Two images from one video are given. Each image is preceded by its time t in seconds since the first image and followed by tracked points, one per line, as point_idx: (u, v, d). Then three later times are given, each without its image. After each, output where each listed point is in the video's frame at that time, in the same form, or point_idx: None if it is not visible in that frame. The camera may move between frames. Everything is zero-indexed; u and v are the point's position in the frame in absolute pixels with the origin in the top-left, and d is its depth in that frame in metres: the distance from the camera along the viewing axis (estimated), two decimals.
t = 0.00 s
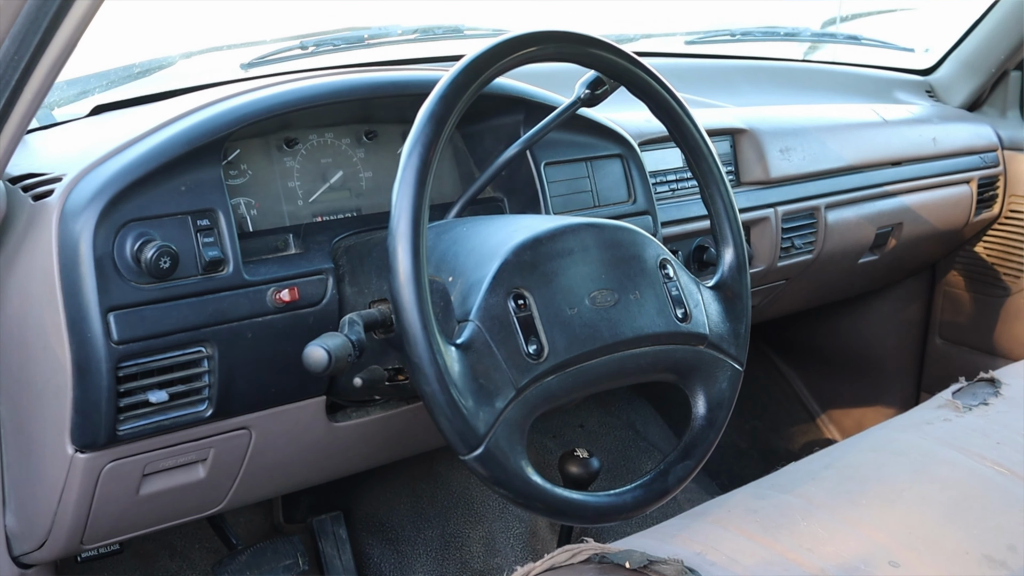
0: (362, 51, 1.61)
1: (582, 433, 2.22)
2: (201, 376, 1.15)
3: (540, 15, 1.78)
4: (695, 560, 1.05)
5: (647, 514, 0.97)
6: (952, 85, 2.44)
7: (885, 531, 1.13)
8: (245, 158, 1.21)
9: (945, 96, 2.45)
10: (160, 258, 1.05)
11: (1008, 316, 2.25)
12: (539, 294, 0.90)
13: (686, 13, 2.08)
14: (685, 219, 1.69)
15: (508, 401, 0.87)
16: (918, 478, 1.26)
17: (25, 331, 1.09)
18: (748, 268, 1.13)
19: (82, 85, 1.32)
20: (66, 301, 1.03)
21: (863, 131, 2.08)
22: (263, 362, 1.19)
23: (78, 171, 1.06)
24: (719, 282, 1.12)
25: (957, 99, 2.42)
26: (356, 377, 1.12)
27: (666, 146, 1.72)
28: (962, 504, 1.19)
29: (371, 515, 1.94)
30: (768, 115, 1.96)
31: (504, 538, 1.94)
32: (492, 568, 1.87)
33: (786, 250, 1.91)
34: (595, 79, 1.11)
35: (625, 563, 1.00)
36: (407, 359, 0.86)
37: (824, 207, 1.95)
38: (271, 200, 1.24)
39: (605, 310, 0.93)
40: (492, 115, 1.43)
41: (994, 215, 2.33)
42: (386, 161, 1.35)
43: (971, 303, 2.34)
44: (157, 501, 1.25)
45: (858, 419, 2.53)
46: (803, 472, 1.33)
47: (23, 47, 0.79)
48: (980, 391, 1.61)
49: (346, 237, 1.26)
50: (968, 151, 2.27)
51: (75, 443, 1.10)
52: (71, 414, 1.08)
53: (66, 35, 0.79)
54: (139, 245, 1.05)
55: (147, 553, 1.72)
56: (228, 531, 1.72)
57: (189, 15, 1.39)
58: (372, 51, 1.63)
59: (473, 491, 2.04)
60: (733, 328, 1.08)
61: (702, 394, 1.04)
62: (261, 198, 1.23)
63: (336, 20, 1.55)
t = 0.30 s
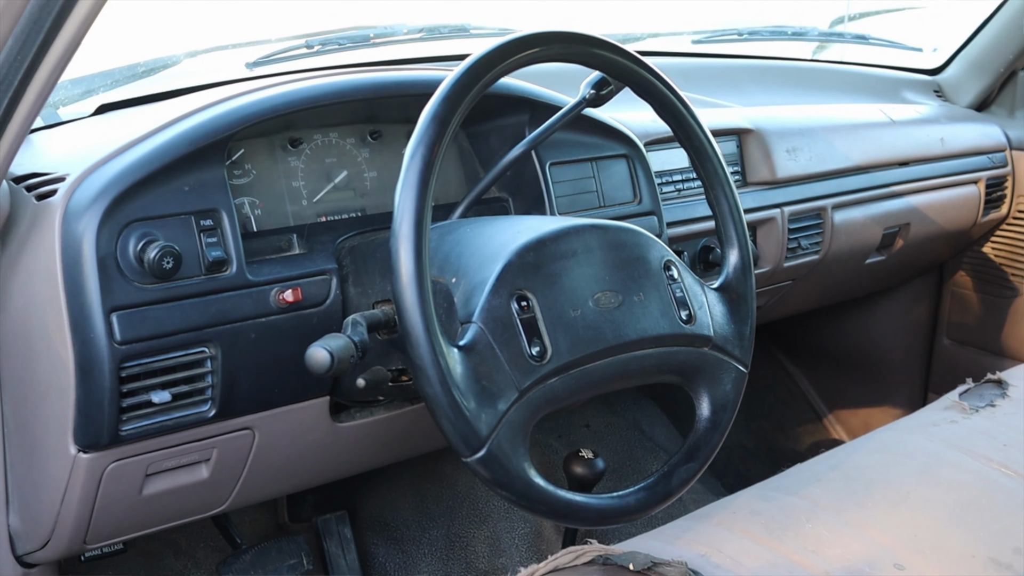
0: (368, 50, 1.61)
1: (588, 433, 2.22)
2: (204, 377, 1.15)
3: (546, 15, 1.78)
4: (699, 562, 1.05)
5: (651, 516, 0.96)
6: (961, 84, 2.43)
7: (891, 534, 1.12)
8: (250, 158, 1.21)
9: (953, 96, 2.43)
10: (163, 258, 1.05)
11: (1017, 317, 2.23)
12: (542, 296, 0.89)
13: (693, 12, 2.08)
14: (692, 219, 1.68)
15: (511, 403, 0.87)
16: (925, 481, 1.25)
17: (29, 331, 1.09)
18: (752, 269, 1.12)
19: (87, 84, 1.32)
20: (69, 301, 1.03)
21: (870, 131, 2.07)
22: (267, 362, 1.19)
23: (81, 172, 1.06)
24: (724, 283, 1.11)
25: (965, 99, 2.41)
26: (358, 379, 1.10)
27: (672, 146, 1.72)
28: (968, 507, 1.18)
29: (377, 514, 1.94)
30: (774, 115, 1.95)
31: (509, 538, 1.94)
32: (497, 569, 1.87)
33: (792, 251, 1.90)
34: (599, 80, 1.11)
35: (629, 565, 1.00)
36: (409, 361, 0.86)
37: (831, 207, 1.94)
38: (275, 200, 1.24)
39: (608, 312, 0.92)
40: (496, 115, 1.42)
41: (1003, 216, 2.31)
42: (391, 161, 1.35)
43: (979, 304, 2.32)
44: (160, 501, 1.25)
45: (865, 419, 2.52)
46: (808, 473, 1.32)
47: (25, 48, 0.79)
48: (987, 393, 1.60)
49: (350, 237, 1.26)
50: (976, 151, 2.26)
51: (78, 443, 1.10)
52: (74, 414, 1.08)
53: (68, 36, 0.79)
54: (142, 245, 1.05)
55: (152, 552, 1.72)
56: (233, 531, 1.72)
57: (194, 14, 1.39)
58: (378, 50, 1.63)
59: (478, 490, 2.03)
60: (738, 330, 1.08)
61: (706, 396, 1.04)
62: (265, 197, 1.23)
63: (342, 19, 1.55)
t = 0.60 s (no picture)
0: (373, 48, 1.61)
1: (593, 432, 2.21)
2: (207, 376, 1.15)
3: (552, 13, 1.78)
4: (702, 563, 1.04)
5: (653, 517, 0.96)
6: (968, 83, 2.42)
7: (895, 535, 1.12)
8: (253, 157, 1.21)
9: (961, 95, 2.42)
10: (165, 258, 1.05)
11: None
12: (545, 296, 0.89)
13: (700, 10, 2.07)
14: (696, 218, 1.68)
15: (513, 404, 0.87)
16: (930, 482, 1.24)
17: (32, 329, 1.09)
18: (757, 270, 1.11)
19: (91, 82, 1.32)
20: (72, 300, 1.03)
21: (877, 130, 2.06)
22: (269, 361, 1.19)
23: (84, 171, 1.06)
24: (728, 284, 1.11)
25: (973, 98, 2.40)
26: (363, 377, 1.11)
27: (678, 144, 1.71)
28: (974, 508, 1.18)
29: (381, 513, 1.94)
30: (780, 114, 1.94)
31: (513, 538, 1.94)
32: (501, 568, 1.87)
33: (798, 250, 1.89)
34: (604, 79, 1.11)
35: (633, 566, 0.99)
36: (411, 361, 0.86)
37: (837, 207, 1.94)
38: (279, 198, 1.24)
39: (612, 313, 0.92)
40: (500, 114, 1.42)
41: (1010, 215, 2.31)
42: (394, 159, 1.35)
43: (986, 303, 2.30)
44: (163, 500, 1.25)
45: (872, 418, 2.51)
46: (813, 474, 1.32)
47: (28, 46, 0.79)
48: (994, 393, 1.59)
49: (354, 236, 1.25)
50: (983, 151, 2.25)
51: (80, 442, 1.10)
52: (76, 413, 1.08)
53: (71, 34, 0.79)
54: (144, 244, 1.05)
55: (157, 550, 1.72)
56: (236, 529, 1.72)
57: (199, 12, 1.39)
58: (383, 48, 1.63)
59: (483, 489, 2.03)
60: (742, 330, 1.07)
61: (710, 397, 1.04)
62: (269, 196, 1.23)
63: (346, 17, 1.55)
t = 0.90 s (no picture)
0: (378, 45, 1.60)
1: (598, 430, 2.21)
2: (209, 374, 1.15)
3: (557, 11, 1.77)
4: (704, 563, 1.04)
5: (655, 517, 0.96)
6: (976, 81, 2.40)
7: (899, 535, 1.11)
8: (257, 155, 1.21)
9: (968, 92, 2.40)
10: (166, 256, 1.05)
11: None
12: (546, 296, 0.89)
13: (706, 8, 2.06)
14: (701, 216, 1.67)
15: (514, 403, 0.86)
16: (934, 482, 1.24)
17: (34, 327, 1.09)
18: (760, 270, 1.11)
19: (94, 79, 1.32)
20: (73, 299, 1.03)
21: (883, 128, 2.05)
22: (271, 359, 1.19)
23: (85, 168, 1.06)
24: (731, 284, 1.10)
25: (980, 96, 2.38)
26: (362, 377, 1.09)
27: (683, 143, 1.71)
28: (978, 508, 1.17)
29: (385, 510, 1.94)
30: (786, 112, 1.93)
31: (518, 536, 1.94)
32: (505, 566, 1.86)
33: (804, 249, 1.89)
34: (608, 77, 1.10)
35: (635, 565, 0.99)
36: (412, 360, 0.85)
37: (843, 205, 1.93)
38: (282, 197, 1.24)
39: (614, 312, 0.91)
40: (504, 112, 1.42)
41: (1018, 214, 2.30)
42: (398, 157, 1.34)
43: (993, 302, 2.30)
44: (164, 498, 1.25)
45: (878, 417, 2.50)
46: (817, 474, 1.31)
47: (30, 44, 0.79)
48: (1000, 393, 1.58)
49: (356, 234, 1.25)
50: (991, 149, 2.24)
51: (82, 440, 1.10)
52: (78, 411, 1.08)
53: (71, 33, 0.79)
54: (146, 242, 1.05)
55: (161, 547, 1.72)
56: (240, 526, 1.72)
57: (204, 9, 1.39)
58: (388, 46, 1.62)
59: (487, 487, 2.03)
60: (745, 330, 1.07)
61: (713, 397, 1.03)
62: (271, 194, 1.23)
63: (351, 15, 1.55)
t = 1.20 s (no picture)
0: (381, 42, 1.60)
1: (602, 427, 2.21)
2: (209, 372, 1.15)
3: (561, 8, 1.77)
4: (706, 562, 1.04)
5: (655, 516, 0.95)
6: (982, 78, 2.40)
7: (901, 535, 1.11)
8: (258, 152, 1.21)
9: (974, 90, 2.40)
10: (167, 254, 1.04)
11: None
12: (547, 295, 0.88)
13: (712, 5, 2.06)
14: (705, 214, 1.67)
15: (514, 402, 0.86)
16: (938, 481, 1.23)
17: (34, 325, 1.10)
18: (763, 268, 1.10)
19: (96, 76, 1.31)
20: (74, 296, 1.03)
21: (888, 126, 2.04)
22: (273, 356, 1.19)
23: (86, 166, 1.06)
24: (733, 282, 1.10)
25: (987, 93, 2.38)
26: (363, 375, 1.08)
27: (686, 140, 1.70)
28: (981, 508, 1.17)
29: (388, 507, 1.94)
30: (791, 109, 1.93)
31: (521, 533, 1.94)
32: (508, 564, 1.86)
33: (808, 247, 1.88)
34: (611, 75, 1.10)
35: (636, 565, 0.99)
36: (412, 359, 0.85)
37: (847, 203, 1.92)
38: (284, 194, 1.24)
39: (615, 311, 0.91)
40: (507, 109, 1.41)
41: None
42: (401, 154, 1.34)
43: (999, 300, 2.27)
44: (165, 496, 1.25)
45: (883, 415, 2.49)
46: (820, 472, 1.31)
47: (30, 42, 0.79)
48: (1005, 392, 1.58)
49: (358, 232, 1.25)
50: (997, 146, 2.24)
51: (83, 438, 1.10)
52: (79, 409, 1.08)
53: (71, 32, 0.79)
54: (147, 240, 1.05)
55: (164, 543, 1.73)
56: (243, 523, 1.72)
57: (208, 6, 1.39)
58: (392, 42, 1.62)
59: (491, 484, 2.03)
60: (747, 330, 1.06)
61: (714, 396, 1.03)
62: (273, 191, 1.23)
63: (355, 12, 1.55)
